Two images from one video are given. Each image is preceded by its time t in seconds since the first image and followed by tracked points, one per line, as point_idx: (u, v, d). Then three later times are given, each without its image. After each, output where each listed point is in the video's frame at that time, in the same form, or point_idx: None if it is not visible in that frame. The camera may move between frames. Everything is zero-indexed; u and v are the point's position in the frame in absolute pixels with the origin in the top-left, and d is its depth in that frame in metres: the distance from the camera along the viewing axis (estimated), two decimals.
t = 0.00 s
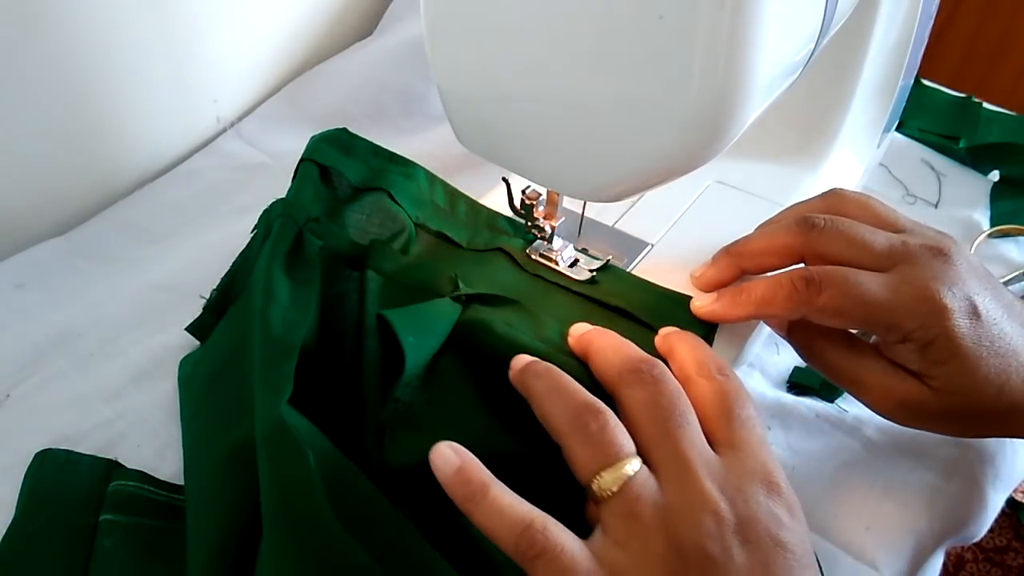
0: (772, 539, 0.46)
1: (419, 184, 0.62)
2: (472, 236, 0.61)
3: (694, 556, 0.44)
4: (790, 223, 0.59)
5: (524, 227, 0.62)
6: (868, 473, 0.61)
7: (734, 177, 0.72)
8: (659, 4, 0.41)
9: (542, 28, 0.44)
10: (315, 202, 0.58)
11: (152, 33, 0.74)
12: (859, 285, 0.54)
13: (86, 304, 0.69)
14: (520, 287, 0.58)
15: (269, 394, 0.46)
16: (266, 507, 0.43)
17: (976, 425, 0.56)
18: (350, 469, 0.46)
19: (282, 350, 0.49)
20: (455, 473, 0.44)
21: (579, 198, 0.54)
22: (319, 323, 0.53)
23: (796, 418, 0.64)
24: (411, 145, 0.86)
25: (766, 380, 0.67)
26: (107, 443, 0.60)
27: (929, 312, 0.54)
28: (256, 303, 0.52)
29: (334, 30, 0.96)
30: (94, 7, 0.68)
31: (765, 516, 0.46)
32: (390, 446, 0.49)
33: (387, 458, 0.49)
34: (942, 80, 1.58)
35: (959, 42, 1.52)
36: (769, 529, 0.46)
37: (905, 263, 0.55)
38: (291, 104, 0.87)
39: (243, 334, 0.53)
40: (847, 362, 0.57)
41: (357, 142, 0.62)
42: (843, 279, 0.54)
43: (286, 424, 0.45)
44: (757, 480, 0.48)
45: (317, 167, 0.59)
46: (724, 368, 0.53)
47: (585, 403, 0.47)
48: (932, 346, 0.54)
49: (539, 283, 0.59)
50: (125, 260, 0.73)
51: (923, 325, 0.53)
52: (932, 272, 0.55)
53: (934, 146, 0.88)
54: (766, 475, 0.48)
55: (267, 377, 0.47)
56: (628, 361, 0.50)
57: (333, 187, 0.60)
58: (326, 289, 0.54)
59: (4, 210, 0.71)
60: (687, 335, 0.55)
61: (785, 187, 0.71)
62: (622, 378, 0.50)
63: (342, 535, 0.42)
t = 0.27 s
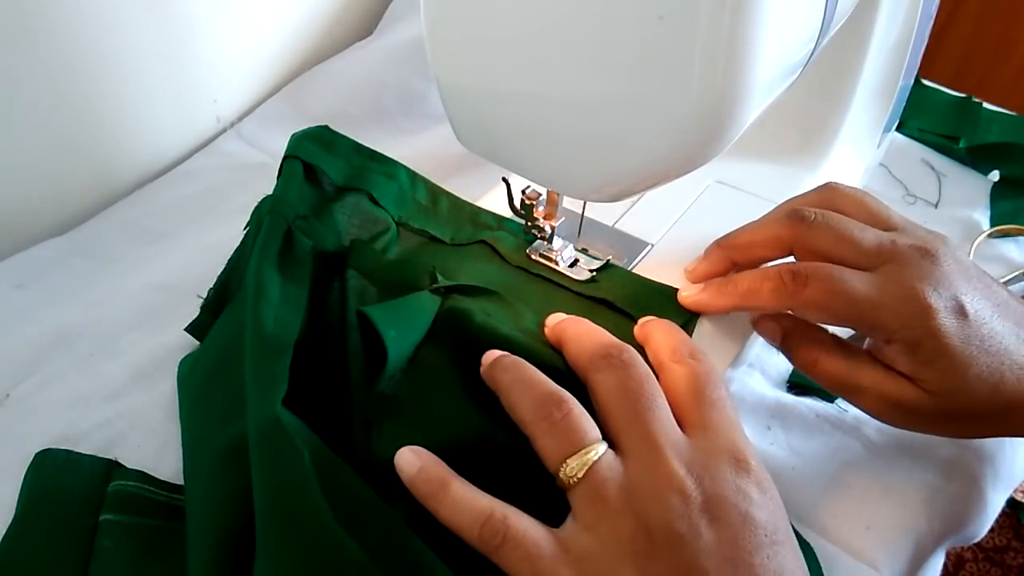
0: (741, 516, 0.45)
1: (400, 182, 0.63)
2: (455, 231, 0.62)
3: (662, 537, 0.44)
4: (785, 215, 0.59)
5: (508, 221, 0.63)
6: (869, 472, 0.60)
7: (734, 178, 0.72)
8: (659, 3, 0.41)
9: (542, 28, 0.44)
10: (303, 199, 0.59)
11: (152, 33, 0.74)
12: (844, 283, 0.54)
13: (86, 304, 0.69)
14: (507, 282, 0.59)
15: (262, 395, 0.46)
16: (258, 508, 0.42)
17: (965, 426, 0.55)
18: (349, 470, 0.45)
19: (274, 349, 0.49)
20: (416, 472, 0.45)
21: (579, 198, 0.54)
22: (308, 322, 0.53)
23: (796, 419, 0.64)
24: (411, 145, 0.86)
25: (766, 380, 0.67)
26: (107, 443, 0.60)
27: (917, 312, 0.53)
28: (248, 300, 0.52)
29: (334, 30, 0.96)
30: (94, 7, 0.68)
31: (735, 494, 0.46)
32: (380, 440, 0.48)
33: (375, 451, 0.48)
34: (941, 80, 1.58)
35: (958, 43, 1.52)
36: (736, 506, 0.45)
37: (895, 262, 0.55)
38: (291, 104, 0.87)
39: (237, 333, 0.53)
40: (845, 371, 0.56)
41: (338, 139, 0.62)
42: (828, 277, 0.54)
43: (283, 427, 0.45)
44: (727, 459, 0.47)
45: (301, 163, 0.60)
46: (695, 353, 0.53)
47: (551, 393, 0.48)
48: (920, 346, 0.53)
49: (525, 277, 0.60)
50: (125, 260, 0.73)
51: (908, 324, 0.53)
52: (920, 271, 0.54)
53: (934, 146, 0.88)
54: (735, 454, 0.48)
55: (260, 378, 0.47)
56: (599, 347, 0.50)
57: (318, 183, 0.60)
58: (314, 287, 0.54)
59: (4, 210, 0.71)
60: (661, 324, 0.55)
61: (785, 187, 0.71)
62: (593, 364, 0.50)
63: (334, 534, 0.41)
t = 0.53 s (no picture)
0: (711, 499, 0.45)
1: (383, 185, 0.60)
2: (439, 230, 0.61)
3: (633, 521, 0.44)
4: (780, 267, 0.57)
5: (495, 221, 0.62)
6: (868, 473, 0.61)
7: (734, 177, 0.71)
8: (659, 4, 0.41)
9: (541, 28, 0.44)
10: (289, 199, 0.57)
11: (152, 33, 0.74)
12: (852, 336, 0.54)
13: (86, 304, 0.69)
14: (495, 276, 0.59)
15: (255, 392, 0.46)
16: (251, 506, 0.42)
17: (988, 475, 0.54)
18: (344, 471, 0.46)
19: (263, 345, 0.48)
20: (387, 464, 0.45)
21: (579, 197, 0.54)
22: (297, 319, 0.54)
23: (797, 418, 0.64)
24: (412, 145, 0.86)
25: (766, 380, 0.67)
26: (107, 443, 0.60)
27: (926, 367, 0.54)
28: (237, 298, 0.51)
29: (334, 30, 0.96)
30: (94, 7, 0.68)
31: (706, 478, 0.46)
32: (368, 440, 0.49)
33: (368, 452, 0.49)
34: (942, 80, 1.58)
35: (958, 43, 1.52)
36: (706, 489, 0.46)
37: (898, 320, 0.55)
38: (291, 104, 0.87)
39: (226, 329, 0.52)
40: (879, 448, 0.53)
41: (321, 139, 0.59)
42: (840, 330, 0.54)
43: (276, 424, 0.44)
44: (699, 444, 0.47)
45: (285, 162, 0.57)
46: (670, 340, 0.52)
47: (522, 382, 0.47)
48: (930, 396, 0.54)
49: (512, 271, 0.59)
50: (125, 260, 0.73)
51: (910, 397, 0.54)
52: (922, 327, 0.55)
53: (934, 146, 0.88)
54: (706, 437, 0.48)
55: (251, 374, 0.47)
56: (572, 336, 0.49)
57: (301, 184, 0.58)
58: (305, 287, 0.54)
59: (4, 210, 0.71)
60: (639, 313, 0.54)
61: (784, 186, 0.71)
62: (566, 354, 0.49)
63: (327, 530, 0.41)
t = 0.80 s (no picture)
0: (685, 489, 0.44)
1: (364, 183, 0.61)
2: (422, 229, 0.61)
3: (606, 510, 0.43)
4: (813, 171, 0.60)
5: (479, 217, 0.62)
6: (869, 473, 0.60)
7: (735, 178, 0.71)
8: (660, 3, 0.41)
9: (542, 28, 0.44)
10: (273, 196, 0.56)
11: (152, 33, 0.74)
12: (872, 248, 0.57)
13: (86, 304, 0.69)
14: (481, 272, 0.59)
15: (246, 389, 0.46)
16: (241, 505, 0.42)
17: (1000, 406, 0.57)
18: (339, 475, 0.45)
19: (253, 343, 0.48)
20: (367, 456, 0.45)
21: (579, 197, 0.54)
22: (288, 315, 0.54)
23: (797, 419, 0.63)
24: (412, 145, 0.86)
25: (766, 380, 0.67)
26: (107, 443, 0.60)
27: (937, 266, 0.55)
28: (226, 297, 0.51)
29: (334, 30, 0.96)
30: (94, 7, 0.68)
31: (680, 467, 0.45)
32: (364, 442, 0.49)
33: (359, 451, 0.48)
34: (942, 80, 1.58)
35: (958, 44, 1.53)
36: (680, 478, 0.45)
37: (919, 229, 0.57)
38: (291, 104, 0.87)
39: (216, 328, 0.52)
40: (890, 369, 0.56)
41: (303, 137, 0.60)
42: (857, 240, 0.57)
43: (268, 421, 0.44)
44: (674, 433, 0.47)
45: (270, 160, 0.57)
46: (647, 331, 0.52)
47: (498, 374, 0.47)
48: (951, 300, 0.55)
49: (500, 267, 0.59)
50: (125, 260, 0.73)
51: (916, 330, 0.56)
52: (941, 241, 0.56)
53: (934, 146, 0.88)
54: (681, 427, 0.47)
55: (242, 373, 0.47)
56: (550, 329, 0.50)
57: (286, 182, 0.58)
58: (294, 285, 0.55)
59: (4, 210, 0.71)
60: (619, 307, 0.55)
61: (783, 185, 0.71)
62: (543, 346, 0.49)
63: (320, 529, 0.41)
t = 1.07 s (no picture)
0: (673, 480, 0.45)
1: (345, 183, 0.60)
2: (405, 230, 0.60)
3: (596, 502, 0.44)
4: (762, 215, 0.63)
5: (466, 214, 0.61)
6: (869, 473, 0.60)
7: (734, 178, 0.72)
8: (660, 3, 0.41)
9: (542, 27, 0.44)
10: (256, 197, 0.55)
11: (152, 33, 0.74)
12: (825, 273, 0.59)
13: (86, 304, 0.69)
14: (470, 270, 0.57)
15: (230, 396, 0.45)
16: (224, 512, 0.42)
17: (969, 420, 0.57)
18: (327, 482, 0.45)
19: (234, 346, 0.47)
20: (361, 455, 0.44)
21: (579, 197, 0.54)
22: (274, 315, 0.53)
23: (797, 419, 0.64)
24: (411, 146, 0.86)
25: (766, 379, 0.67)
26: (106, 443, 0.60)
27: (892, 291, 0.58)
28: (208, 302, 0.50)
29: (335, 30, 0.96)
30: (94, 7, 0.68)
31: (667, 456, 0.46)
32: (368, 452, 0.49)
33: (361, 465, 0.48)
34: (942, 80, 1.58)
35: (957, 44, 1.53)
36: (668, 467, 0.46)
37: (869, 261, 0.60)
38: (291, 104, 0.87)
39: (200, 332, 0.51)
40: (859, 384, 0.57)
41: (284, 138, 0.59)
42: (810, 265, 0.59)
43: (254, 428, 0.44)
44: (661, 422, 0.47)
45: (251, 161, 0.57)
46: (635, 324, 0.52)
47: (487, 371, 0.47)
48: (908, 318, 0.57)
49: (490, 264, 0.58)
50: (125, 260, 0.73)
51: (870, 300, 0.58)
52: (890, 265, 0.59)
53: (935, 146, 0.88)
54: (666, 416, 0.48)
55: (226, 377, 0.46)
56: (539, 322, 0.49)
57: (269, 183, 0.57)
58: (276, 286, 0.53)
59: (4, 209, 0.71)
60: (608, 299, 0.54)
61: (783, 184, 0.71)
62: (532, 340, 0.49)
63: (305, 536, 0.41)
